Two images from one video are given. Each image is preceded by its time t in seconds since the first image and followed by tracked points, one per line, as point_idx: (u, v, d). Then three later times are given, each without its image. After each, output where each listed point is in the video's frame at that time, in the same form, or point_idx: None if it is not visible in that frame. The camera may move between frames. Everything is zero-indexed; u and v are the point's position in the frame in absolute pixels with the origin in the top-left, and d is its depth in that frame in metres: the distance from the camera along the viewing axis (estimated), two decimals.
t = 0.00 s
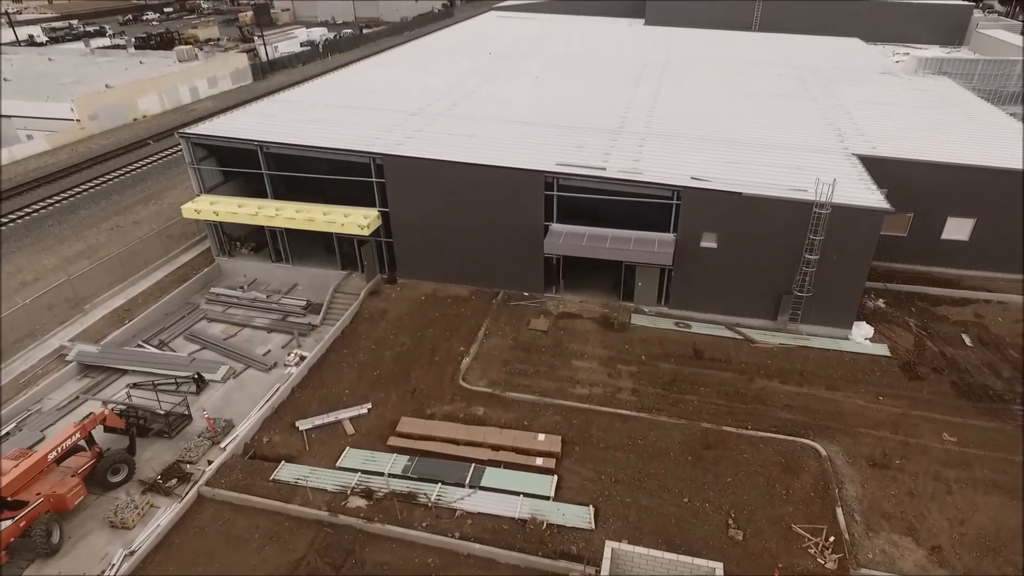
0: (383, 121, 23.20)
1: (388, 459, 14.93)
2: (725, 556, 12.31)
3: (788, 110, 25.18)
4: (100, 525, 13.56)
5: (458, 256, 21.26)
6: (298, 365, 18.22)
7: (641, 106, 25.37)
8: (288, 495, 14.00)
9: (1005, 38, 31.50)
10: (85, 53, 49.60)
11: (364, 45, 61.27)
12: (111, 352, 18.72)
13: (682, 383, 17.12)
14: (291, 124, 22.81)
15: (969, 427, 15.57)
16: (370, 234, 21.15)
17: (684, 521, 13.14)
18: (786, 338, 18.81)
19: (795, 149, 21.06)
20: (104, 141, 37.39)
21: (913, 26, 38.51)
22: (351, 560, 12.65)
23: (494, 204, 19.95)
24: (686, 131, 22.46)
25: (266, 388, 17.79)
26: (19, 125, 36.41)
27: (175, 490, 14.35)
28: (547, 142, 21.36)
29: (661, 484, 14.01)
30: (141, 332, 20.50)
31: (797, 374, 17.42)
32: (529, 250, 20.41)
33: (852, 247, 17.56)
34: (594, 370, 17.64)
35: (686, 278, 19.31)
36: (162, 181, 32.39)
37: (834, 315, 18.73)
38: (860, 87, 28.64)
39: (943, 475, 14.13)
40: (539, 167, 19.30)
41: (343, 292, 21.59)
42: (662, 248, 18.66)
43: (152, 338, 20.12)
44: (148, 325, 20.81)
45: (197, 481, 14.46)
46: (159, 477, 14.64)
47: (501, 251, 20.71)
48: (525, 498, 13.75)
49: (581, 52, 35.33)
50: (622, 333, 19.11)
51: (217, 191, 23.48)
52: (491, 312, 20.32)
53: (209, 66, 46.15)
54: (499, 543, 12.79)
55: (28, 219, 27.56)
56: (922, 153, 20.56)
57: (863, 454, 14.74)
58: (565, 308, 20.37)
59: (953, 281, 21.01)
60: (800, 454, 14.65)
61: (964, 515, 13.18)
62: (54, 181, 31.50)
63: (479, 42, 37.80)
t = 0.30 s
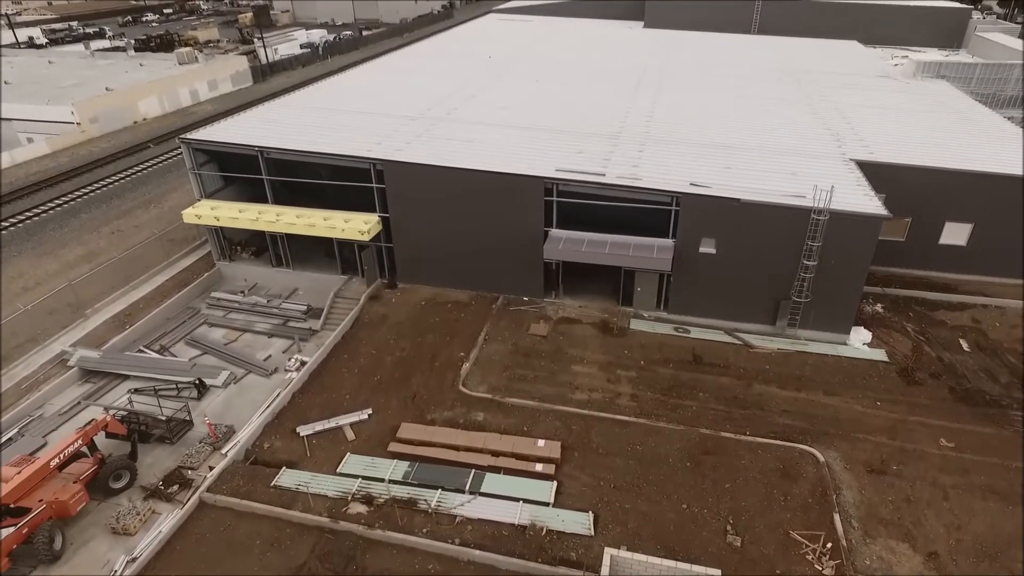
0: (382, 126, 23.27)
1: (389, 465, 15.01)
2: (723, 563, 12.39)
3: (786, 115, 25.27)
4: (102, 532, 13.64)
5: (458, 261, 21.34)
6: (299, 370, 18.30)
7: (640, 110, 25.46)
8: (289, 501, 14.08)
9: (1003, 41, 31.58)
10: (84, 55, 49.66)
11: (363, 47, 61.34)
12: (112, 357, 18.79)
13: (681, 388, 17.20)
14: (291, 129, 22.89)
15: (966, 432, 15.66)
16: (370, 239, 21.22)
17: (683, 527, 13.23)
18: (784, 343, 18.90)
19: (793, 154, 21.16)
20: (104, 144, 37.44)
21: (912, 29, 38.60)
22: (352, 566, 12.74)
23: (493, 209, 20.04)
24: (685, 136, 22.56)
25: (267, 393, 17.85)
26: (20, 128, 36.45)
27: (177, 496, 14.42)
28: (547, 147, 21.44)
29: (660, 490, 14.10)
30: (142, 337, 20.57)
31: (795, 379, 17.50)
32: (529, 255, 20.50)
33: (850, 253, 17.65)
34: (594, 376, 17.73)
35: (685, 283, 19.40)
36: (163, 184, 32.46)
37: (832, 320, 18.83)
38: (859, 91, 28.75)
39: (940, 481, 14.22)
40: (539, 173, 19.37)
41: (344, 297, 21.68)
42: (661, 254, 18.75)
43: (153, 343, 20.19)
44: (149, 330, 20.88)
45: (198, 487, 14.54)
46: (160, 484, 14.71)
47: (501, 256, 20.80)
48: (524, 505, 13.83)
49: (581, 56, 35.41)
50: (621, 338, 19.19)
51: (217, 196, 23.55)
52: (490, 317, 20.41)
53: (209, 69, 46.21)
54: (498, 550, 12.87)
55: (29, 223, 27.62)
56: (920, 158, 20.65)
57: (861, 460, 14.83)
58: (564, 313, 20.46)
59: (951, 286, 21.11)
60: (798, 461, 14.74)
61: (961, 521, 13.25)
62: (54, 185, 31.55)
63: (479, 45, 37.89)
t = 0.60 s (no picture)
0: (382, 131, 23.34)
1: (388, 471, 15.07)
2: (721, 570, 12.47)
3: (784, 119, 25.36)
4: (103, 538, 13.70)
5: (457, 266, 21.41)
6: (299, 376, 18.36)
7: (639, 114, 25.55)
8: (289, 507, 14.14)
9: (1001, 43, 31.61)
10: (84, 57, 49.69)
11: (363, 48, 61.39)
12: (113, 363, 18.84)
13: (680, 394, 17.27)
14: (291, 134, 22.95)
15: (963, 437, 15.72)
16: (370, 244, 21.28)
17: (681, 534, 13.30)
18: (782, 348, 18.97)
19: (792, 159, 21.24)
20: (104, 147, 37.49)
21: (910, 32, 38.67)
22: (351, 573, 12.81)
23: (492, 214, 20.10)
24: (683, 141, 22.64)
25: (267, 399, 17.92)
26: (19, 131, 36.47)
27: (177, 502, 14.49)
28: (546, 152, 21.51)
29: (659, 496, 14.17)
30: (142, 342, 20.63)
31: (793, 384, 17.57)
32: (528, 261, 20.57)
33: (848, 259, 17.72)
34: (593, 381, 17.79)
35: (683, 288, 19.47)
36: (163, 188, 32.51)
37: (830, 326, 18.90)
38: (857, 95, 28.83)
39: (937, 487, 14.29)
40: (538, 179, 19.45)
41: (344, 301, 21.74)
42: (660, 260, 18.81)
43: (153, 348, 20.24)
44: (149, 335, 20.93)
45: (199, 493, 14.61)
46: (161, 490, 14.78)
47: (500, 261, 20.87)
48: (523, 511, 13.90)
49: (580, 59, 35.48)
50: (620, 344, 19.26)
51: (217, 201, 23.61)
52: (490, 322, 20.48)
53: (208, 72, 46.27)
54: (497, 556, 12.94)
55: (29, 227, 27.66)
56: (917, 163, 20.73)
57: (858, 466, 14.90)
58: (563, 318, 20.53)
59: (948, 290, 21.19)
60: (796, 467, 14.81)
61: (958, 527, 13.32)
62: (54, 188, 31.60)
63: (479, 48, 37.97)
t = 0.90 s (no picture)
0: (381, 135, 23.39)
1: (388, 476, 15.12)
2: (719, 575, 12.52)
3: (783, 123, 25.43)
4: (103, 543, 13.75)
5: (457, 269, 21.46)
6: (299, 380, 18.41)
7: (638, 118, 25.62)
8: (289, 512, 14.18)
9: (1000, 46, 31.67)
10: (84, 59, 49.70)
11: (363, 50, 61.48)
12: (113, 367, 18.88)
13: (679, 398, 17.32)
14: (290, 139, 23.00)
15: (961, 442, 15.77)
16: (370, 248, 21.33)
17: (680, 539, 13.36)
18: (781, 352, 19.02)
19: (790, 163, 21.31)
20: (104, 150, 37.51)
21: (909, 34, 38.76)
22: None
23: (492, 219, 20.15)
24: (682, 145, 22.71)
25: (267, 403, 17.97)
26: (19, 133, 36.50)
27: (178, 507, 14.54)
28: (545, 156, 21.56)
29: (658, 501, 14.22)
30: (142, 346, 20.66)
31: (792, 388, 17.62)
32: (527, 265, 20.63)
33: (846, 263, 17.78)
34: (592, 385, 17.84)
35: (682, 292, 19.53)
36: (163, 191, 32.54)
37: (829, 329, 18.95)
38: (856, 98, 28.92)
39: (935, 491, 14.35)
40: (537, 184, 19.50)
41: (344, 305, 21.80)
42: (659, 264, 18.86)
43: (153, 352, 20.28)
44: (149, 339, 20.96)
45: (199, 498, 14.66)
46: (161, 495, 14.84)
47: (500, 265, 20.92)
48: (523, 516, 13.95)
49: (580, 62, 35.56)
50: (620, 347, 19.32)
51: (218, 205, 23.66)
52: (490, 326, 20.53)
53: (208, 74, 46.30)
54: (497, 561, 12.99)
55: (29, 230, 27.68)
56: (915, 167, 20.81)
57: (857, 471, 14.95)
58: (563, 322, 20.58)
59: (947, 294, 21.27)
60: (794, 472, 14.86)
61: (955, 532, 13.36)
62: (54, 191, 31.63)
63: (478, 51, 38.09)
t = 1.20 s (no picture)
0: (381, 138, 23.42)
1: (388, 480, 15.15)
2: None
3: (782, 126, 25.48)
4: (104, 548, 13.78)
5: (457, 273, 21.49)
6: (299, 383, 18.44)
7: (638, 121, 25.65)
8: (289, 517, 14.21)
9: (999, 48, 31.72)
10: (84, 60, 49.73)
11: (363, 51, 61.53)
12: (113, 371, 18.90)
13: (678, 402, 17.35)
14: (290, 142, 23.03)
15: (960, 445, 15.80)
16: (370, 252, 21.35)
17: (679, 543, 13.39)
18: (780, 356, 19.06)
19: (790, 167, 21.35)
20: (104, 151, 37.52)
21: (908, 35, 38.79)
22: None
23: (492, 222, 20.19)
24: (682, 149, 22.75)
25: (267, 407, 17.99)
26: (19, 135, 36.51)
27: (178, 512, 14.56)
28: (545, 160, 21.60)
29: (657, 506, 14.26)
30: (142, 349, 20.68)
31: (791, 392, 17.65)
32: (527, 268, 20.66)
33: (845, 267, 17.81)
34: (592, 389, 17.88)
35: (682, 296, 19.57)
36: (163, 193, 32.57)
37: (828, 333, 18.98)
38: (856, 100, 28.96)
39: (933, 496, 14.39)
40: (537, 188, 19.54)
41: (344, 308, 21.84)
42: (659, 268, 18.88)
43: (153, 355, 20.30)
44: (149, 342, 20.97)
45: (199, 502, 14.69)
46: (161, 499, 14.86)
47: (499, 268, 20.95)
48: (523, 520, 13.98)
49: (579, 64, 35.61)
50: (619, 351, 19.36)
51: (218, 208, 23.68)
52: (489, 329, 20.57)
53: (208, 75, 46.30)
54: (496, 566, 13.02)
55: (29, 233, 27.70)
56: (914, 170, 20.84)
57: (855, 475, 14.99)
58: (563, 325, 20.62)
59: (946, 297, 21.32)
60: (793, 476, 14.89)
61: (954, 536, 13.39)
62: (54, 194, 31.64)
63: (478, 54, 38.15)
